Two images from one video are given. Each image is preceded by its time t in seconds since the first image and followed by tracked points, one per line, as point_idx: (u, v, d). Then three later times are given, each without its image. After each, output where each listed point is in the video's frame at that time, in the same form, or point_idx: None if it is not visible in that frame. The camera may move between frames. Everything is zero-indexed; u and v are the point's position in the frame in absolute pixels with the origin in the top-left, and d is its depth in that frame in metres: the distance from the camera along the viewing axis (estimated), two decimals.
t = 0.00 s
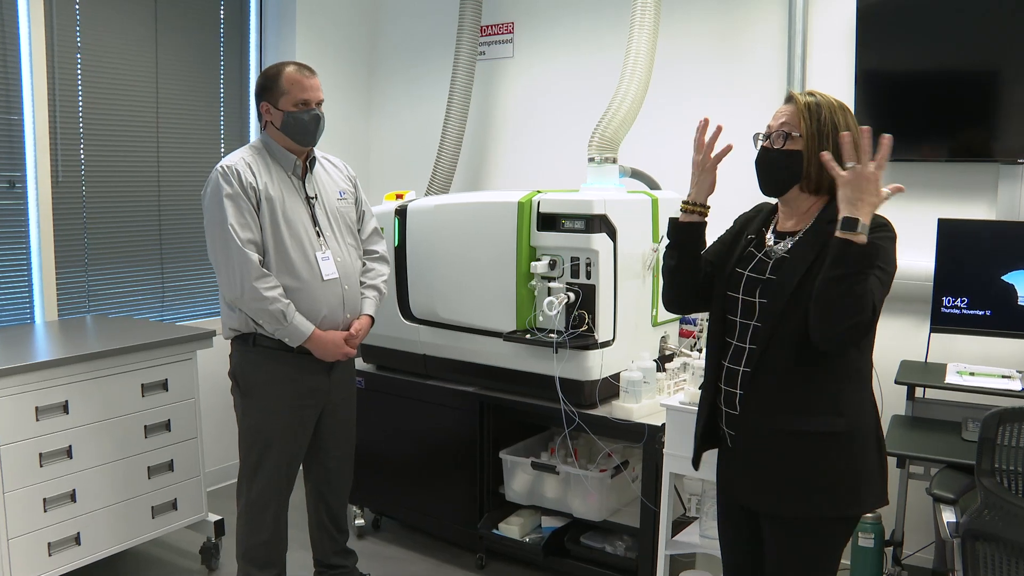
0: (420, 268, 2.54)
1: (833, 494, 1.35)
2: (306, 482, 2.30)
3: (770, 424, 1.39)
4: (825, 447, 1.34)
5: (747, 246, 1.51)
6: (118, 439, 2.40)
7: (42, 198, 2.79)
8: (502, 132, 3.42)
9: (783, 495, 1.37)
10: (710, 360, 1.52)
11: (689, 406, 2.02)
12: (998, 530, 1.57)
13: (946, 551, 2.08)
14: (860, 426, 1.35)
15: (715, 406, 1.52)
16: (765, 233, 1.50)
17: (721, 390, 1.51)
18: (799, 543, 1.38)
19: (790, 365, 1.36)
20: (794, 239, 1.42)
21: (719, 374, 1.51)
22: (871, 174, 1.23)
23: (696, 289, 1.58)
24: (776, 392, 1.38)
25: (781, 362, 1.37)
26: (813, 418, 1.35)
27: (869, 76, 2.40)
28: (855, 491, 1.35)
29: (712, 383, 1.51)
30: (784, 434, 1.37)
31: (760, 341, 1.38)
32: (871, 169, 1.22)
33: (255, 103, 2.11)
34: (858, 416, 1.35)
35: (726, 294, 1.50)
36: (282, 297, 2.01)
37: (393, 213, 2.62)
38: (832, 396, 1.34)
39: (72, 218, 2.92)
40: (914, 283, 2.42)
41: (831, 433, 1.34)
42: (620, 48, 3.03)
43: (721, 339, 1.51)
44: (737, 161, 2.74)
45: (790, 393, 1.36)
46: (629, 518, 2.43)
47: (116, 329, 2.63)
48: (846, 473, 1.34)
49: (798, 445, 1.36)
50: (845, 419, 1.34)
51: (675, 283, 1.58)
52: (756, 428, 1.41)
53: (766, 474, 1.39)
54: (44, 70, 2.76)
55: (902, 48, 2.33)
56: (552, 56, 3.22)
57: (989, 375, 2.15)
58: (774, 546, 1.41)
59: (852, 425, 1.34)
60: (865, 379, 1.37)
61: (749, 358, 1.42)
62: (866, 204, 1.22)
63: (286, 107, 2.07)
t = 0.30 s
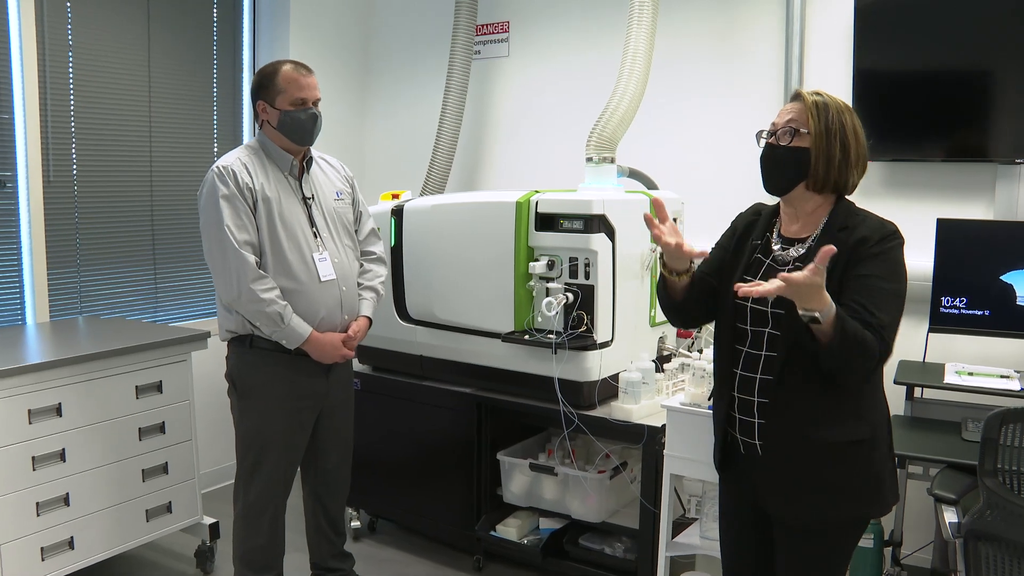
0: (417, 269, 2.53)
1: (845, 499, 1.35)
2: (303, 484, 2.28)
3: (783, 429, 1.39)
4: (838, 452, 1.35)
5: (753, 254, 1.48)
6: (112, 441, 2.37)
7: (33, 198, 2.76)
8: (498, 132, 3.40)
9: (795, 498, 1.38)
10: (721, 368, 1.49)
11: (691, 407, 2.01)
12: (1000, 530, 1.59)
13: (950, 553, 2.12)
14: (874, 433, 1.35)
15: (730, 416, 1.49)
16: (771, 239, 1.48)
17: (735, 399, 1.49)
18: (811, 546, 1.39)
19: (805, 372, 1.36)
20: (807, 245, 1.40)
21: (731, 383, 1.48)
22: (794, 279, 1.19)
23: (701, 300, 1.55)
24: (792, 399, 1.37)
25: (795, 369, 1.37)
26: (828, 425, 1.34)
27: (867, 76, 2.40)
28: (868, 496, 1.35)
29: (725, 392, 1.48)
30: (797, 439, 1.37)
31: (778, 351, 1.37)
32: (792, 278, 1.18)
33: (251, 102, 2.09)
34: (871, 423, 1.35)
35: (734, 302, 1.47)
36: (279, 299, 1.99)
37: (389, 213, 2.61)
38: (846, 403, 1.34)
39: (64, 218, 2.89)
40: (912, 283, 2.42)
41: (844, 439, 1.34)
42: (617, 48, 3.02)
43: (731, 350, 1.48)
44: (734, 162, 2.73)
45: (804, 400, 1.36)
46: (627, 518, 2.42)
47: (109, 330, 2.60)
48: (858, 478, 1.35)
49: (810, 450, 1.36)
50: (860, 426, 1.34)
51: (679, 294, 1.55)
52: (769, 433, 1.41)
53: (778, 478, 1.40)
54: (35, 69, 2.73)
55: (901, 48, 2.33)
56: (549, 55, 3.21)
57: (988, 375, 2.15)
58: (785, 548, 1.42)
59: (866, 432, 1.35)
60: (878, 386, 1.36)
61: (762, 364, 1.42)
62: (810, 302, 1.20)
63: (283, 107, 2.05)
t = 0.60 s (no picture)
0: (414, 269, 2.51)
1: (845, 505, 1.35)
2: (300, 487, 2.26)
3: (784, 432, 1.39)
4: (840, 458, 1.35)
5: (752, 259, 1.47)
6: (107, 445, 2.35)
7: (26, 198, 2.73)
8: (494, 132, 3.39)
9: (794, 501, 1.38)
10: (722, 369, 1.49)
11: (691, 408, 2.00)
12: (999, 530, 1.64)
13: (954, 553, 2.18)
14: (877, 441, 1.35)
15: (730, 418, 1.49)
16: (772, 242, 1.47)
17: (735, 402, 1.48)
18: (810, 551, 1.39)
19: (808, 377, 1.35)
20: (809, 251, 1.39)
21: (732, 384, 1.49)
22: (847, 302, 1.19)
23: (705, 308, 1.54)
24: (794, 405, 1.37)
25: (800, 372, 1.37)
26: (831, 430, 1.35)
27: (866, 76, 2.39)
28: (868, 504, 1.35)
29: (726, 394, 1.48)
30: (800, 442, 1.37)
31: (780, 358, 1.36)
32: (845, 301, 1.19)
33: (248, 101, 2.07)
34: (874, 431, 1.35)
35: (736, 307, 1.47)
36: (276, 300, 1.97)
37: (387, 214, 2.59)
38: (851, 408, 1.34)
39: (58, 219, 2.86)
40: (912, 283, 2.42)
41: (847, 445, 1.34)
42: (614, 48, 3.01)
43: (732, 353, 1.48)
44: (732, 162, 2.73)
45: (809, 405, 1.36)
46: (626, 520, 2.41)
47: (104, 331, 2.57)
48: (859, 485, 1.35)
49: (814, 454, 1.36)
50: (864, 432, 1.34)
51: (688, 304, 1.53)
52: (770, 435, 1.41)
53: (778, 481, 1.40)
54: (27, 68, 2.70)
55: (899, 48, 2.33)
56: (545, 55, 3.20)
57: (987, 375, 2.16)
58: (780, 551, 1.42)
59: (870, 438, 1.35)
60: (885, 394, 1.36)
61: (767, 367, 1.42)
62: (851, 325, 1.21)
63: (280, 106, 2.03)
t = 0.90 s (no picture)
0: (412, 269, 2.50)
1: (844, 506, 1.34)
2: (297, 489, 2.24)
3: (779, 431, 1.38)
4: (840, 458, 1.33)
5: (751, 259, 1.47)
6: (102, 447, 2.33)
7: (20, 199, 2.70)
8: (491, 132, 3.38)
9: (794, 502, 1.36)
10: (720, 368, 1.49)
11: (692, 409, 1.99)
12: (999, 530, 1.66)
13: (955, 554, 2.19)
14: (874, 442, 1.34)
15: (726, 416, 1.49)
16: (772, 242, 1.46)
17: (732, 400, 1.49)
18: (809, 551, 1.37)
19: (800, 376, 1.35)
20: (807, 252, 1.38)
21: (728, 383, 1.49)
22: (805, 309, 1.19)
23: (708, 309, 1.53)
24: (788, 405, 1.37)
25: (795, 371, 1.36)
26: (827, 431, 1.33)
27: (865, 76, 2.39)
28: (864, 507, 1.34)
29: (722, 393, 1.48)
30: (795, 439, 1.36)
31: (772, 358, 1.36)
32: (806, 310, 1.19)
33: (244, 100, 2.05)
34: (870, 434, 1.33)
35: (735, 308, 1.48)
36: (273, 302, 1.95)
37: (384, 214, 2.57)
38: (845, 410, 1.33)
39: (52, 219, 2.84)
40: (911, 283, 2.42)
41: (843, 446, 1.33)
42: (612, 47, 3.00)
43: (731, 352, 1.48)
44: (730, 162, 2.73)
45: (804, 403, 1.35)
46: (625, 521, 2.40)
47: (99, 332, 2.55)
48: (858, 486, 1.33)
49: (812, 454, 1.35)
50: (860, 432, 1.33)
51: (690, 309, 1.53)
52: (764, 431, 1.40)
53: (775, 481, 1.39)
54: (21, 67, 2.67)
55: (897, 48, 2.33)
56: (543, 55, 3.19)
57: (987, 376, 2.16)
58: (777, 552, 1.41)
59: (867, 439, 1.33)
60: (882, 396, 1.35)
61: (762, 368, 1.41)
62: (816, 332, 1.22)
63: (276, 105, 2.02)
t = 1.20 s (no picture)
0: (410, 269, 2.49)
1: (843, 505, 1.33)
2: (295, 490, 2.24)
3: (777, 431, 1.38)
4: (839, 458, 1.33)
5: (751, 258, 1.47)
6: (100, 448, 2.32)
7: (17, 199, 2.69)
8: (489, 132, 3.37)
9: (793, 502, 1.36)
10: (719, 367, 1.49)
11: (691, 410, 1.99)
12: (999, 530, 1.67)
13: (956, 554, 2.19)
14: (873, 442, 1.34)
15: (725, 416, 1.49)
16: (771, 242, 1.48)
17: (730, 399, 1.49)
18: (810, 551, 1.37)
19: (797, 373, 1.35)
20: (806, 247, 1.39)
21: (727, 382, 1.49)
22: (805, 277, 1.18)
23: (706, 306, 1.53)
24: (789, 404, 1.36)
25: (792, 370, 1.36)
26: (825, 430, 1.33)
27: (865, 76, 2.39)
28: (864, 506, 1.33)
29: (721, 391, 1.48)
30: (793, 438, 1.36)
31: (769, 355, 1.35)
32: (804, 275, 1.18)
33: (242, 100, 2.04)
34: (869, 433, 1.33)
35: (733, 306, 1.48)
36: (271, 302, 1.95)
37: (382, 214, 2.56)
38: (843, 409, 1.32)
39: (48, 219, 2.82)
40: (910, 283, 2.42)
41: (842, 445, 1.32)
42: (610, 47, 3.00)
43: (729, 349, 1.49)
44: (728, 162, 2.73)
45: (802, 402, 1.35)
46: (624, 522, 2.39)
47: (96, 333, 2.54)
48: (857, 486, 1.33)
49: (810, 454, 1.34)
50: (859, 431, 1.32)
51: (687, 303, 1.54)
52: (762, 430, 1.40)
53: (773, 480, 1.39)
54: (17, 67, 2.66)
55: (895, 48, 2.33)
56: (541, 54, 3.18)
57: (986, 376, 2.16)
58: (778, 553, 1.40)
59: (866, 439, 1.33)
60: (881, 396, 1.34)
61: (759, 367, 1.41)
62: (814, 304, 1.20)
63: (274, 105, 2.01)
